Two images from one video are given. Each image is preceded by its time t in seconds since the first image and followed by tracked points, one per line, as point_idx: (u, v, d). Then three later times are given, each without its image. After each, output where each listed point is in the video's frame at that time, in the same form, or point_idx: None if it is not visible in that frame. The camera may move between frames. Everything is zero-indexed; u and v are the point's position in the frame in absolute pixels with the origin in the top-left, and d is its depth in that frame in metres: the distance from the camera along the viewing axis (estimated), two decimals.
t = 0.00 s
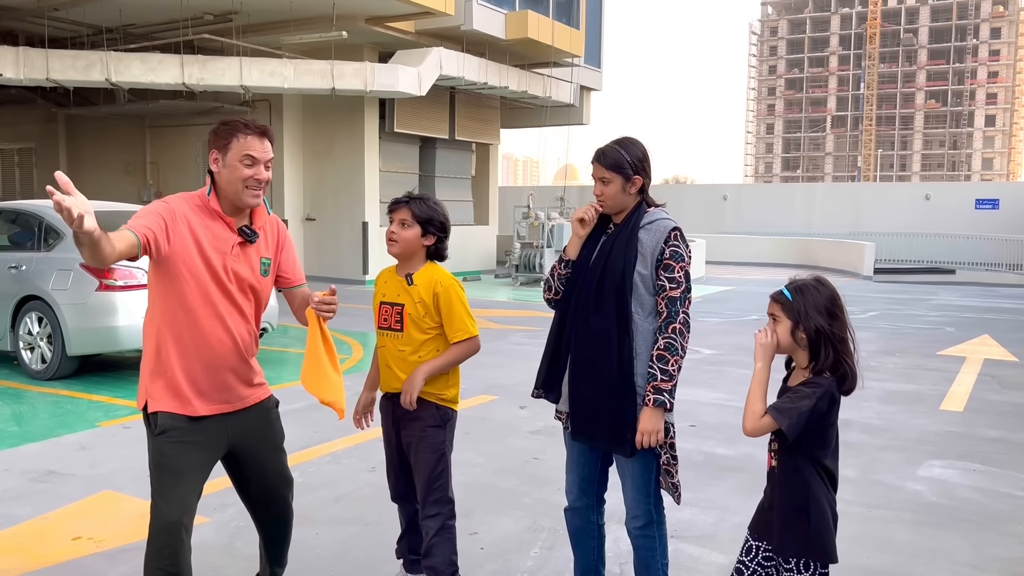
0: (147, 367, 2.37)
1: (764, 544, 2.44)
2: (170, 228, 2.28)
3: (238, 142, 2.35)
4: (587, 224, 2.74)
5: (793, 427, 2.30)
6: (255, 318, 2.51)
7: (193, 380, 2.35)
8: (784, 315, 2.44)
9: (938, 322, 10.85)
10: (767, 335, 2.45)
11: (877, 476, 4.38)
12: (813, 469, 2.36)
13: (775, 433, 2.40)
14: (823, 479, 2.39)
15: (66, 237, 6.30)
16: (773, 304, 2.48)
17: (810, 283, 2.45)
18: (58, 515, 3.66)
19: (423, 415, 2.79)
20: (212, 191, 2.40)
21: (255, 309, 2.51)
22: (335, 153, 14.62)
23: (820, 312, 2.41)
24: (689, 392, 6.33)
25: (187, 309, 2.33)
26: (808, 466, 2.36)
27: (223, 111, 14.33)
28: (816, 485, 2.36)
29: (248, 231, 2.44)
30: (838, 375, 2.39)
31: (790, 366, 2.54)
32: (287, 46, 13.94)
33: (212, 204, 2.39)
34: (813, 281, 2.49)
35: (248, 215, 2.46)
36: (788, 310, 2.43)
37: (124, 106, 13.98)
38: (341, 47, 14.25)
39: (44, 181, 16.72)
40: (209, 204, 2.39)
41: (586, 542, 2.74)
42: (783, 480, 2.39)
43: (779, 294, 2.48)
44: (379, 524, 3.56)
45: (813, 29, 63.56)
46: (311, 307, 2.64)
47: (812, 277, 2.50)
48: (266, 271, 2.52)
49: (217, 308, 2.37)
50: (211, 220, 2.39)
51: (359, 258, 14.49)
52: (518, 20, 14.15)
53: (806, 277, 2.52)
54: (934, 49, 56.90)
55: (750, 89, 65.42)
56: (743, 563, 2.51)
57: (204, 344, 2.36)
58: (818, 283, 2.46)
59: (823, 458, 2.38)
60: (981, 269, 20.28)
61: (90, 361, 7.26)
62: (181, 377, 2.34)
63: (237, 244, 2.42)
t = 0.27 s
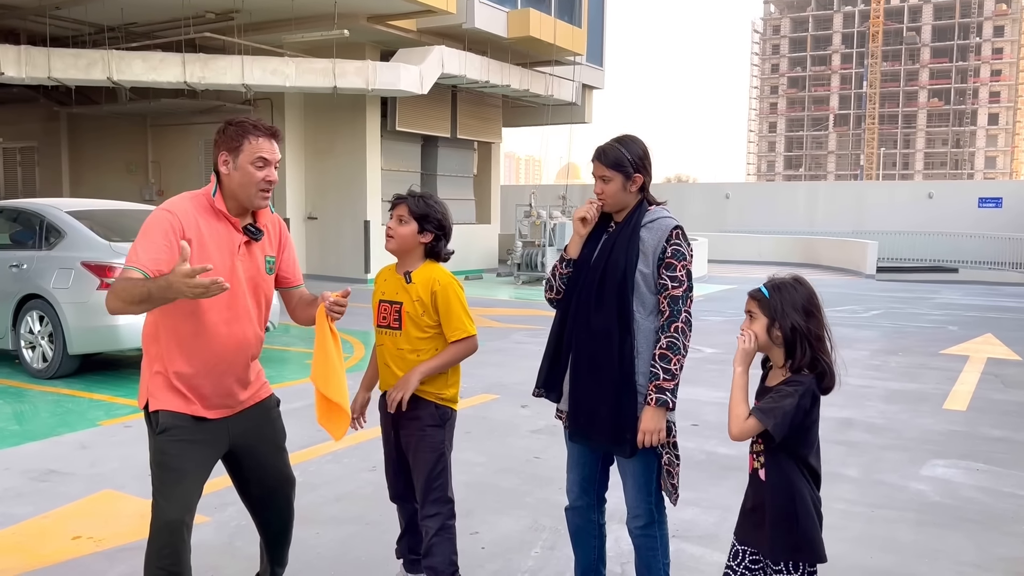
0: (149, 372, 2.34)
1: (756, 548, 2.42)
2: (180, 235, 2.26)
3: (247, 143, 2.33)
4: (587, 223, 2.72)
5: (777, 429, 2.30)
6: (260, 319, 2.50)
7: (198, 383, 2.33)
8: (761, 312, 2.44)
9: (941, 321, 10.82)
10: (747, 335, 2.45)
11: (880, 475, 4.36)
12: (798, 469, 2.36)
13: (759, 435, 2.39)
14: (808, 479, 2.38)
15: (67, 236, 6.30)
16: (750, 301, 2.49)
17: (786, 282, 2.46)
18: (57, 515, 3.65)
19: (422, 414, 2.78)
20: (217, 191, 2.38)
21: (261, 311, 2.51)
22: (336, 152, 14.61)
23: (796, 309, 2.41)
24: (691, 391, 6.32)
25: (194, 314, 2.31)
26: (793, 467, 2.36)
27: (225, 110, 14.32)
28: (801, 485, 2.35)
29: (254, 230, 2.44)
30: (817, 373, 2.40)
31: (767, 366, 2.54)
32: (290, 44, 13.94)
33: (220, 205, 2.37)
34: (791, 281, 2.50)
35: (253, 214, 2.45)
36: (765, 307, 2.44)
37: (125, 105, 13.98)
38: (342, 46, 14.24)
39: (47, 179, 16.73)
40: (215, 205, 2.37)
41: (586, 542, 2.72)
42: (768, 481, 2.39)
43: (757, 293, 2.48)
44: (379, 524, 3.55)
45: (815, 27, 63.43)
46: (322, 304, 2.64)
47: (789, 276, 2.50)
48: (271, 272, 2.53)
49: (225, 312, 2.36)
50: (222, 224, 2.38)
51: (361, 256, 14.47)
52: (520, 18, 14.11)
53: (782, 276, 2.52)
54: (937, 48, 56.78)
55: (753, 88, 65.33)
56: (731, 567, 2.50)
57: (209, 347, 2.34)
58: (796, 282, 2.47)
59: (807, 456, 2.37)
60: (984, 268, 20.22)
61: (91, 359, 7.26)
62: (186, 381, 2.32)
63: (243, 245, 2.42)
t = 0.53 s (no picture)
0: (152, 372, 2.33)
1: (716, 542, 2.41)
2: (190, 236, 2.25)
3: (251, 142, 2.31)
4: (588, 221, 2.72)
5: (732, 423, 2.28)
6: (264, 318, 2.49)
7: (202, 383, 2.32)
8: (730, 306, 2.43)
9: (946, 319, 10.79)
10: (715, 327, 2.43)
11: (884, 475, 4.34)
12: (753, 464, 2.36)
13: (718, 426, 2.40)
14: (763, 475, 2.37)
15: (70, 235, 6.30)
16: (722, 293, 2.47)
17: (760, 278, 2.43)
18: (59, 514, 3.65)
19: (424, 415, 2.77)
20: (222, 189, 2.36)
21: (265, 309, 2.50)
22: (339, 151, 14.61)
23: (765, 306, 2.38)
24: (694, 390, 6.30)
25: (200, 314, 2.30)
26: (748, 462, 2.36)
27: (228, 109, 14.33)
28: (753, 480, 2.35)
29: (257, 227, 2.43)
30: (780, 369, 2.38)
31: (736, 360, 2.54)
32: (293, 43, 13.94)
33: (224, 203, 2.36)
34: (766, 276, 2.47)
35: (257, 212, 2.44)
36: (735, 301, 2.42)
37: (129, 103, 14.00)
38: (345, 44, 14.23)
39: (51, 178, 16.77)
40: (220, 205, 2.36)
41: (589, 542, 2.71)
42: (726, 475, 2.38)
43: (728, 286, 2.46)
44: (381, 523, 3.54)
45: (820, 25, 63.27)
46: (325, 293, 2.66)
47: (764, 272, 2.47)
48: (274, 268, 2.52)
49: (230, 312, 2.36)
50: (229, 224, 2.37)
51: (365, 255, 14.47)
52: (524, 16, 14.08)
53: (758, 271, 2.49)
54: (942, 46, 56.60)
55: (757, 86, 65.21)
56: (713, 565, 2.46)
57: (213, 347, 2.33)
58: (770, 278, 2.44)
59: (765, 453, 2.37)
60: (989, 266, 20.15)
61: (94, 358, 7.26)
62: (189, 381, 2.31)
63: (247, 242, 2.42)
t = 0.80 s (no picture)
0: (156, 376, 2.31)
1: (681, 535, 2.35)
2: (191, 236, 2.24)
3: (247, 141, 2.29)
4: (591, 220, 2.70)
5: (707, 420, 2.21)
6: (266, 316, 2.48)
7: (207, 384, 2.31)
8: (716, 303, 2.37)
9: (952, 319, 10.74)
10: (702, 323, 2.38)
11: (890, 475, 4.31)
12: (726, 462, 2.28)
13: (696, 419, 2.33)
14: (736, 474, 2.30)
15: (76, 233, 6.31)
16: (709, 290, 2.42)
17: (748, 275, 2.37)
18: (63, 512, 3.65)
19: (429, 415, 2.76)
20: (220, 189, 2.34)
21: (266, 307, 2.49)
22: (345, 149, 14.61)
23: (750, 304, 2.32)
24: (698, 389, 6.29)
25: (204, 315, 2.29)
26: (721, 460, 2.28)
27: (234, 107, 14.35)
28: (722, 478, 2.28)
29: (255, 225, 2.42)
30: (761, 368, 2.30)
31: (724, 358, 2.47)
32: (298, 42, 13.96)
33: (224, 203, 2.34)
34: (755, 274, 2.40)
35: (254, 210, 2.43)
36: (721, 298, 2.36)
37: (135, 102, 14.04)
38: (350, 43, 14.24)
39: (57, 176, 16.82)
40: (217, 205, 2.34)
41: (593, 541, 2.69)
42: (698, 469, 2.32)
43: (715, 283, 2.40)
44: (385, 523, 3.53)
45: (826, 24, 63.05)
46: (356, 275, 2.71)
47: (752, 269, 2.40)
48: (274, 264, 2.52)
49: (234, 310, 2.35)
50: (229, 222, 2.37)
51: (370, 254, 14.48)
52: (529, 15, 14.05)
53: (747, 269, 2.42)
54: (948, 44, 56.35)
55: (763, 85, 65.05)
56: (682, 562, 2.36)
57: (217, 348, 2.31)
58: (758, 276, 2.37)
59: (742, 452, 2.29)
60: (996, 265, 20.05)
61: (99, 357, 7.28)
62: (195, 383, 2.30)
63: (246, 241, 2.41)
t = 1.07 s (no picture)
0: (167, 376, 2.25)
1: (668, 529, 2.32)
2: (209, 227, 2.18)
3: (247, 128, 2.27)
4: (596, 219, 2.69)
5: (686, 412, 2.17)
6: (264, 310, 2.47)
7: (221, 381, 2.29)
8: (712, 301, 2.30)
9: (960, 318, 10.70)
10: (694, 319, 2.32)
11: (897, 475, 4.29)
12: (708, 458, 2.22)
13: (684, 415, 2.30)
14: (720, 472, 2.22)
15: (82, 232, 6.33)
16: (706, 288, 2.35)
17: (744, 271, 2.28)
18: (68, 510, 3.66)
19: (434, 414, 2.75)
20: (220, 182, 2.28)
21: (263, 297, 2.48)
22: (351, 148, 14.63)
23: (744, 302, 2.23)
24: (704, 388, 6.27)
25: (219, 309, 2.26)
26: (701, 455, 2.22)
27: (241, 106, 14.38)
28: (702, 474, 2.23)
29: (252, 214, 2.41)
30: (750, 365, 2.21)
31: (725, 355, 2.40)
32: (304, 41, 13.98)
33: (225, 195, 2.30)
34: (750, 271, 2.31)
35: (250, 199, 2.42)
36: (716, 296, 2.29)
37: (142, 102, 14.09)
38: (357, 42, 14.25)
39: (65, 176, 16.90)
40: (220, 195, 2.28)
41: (598, 540, 2.69)
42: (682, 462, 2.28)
43: (712, 281, 2.33)
44: (389, 522, 3.53)
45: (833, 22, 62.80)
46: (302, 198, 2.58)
47: (752, 267, 2.31)
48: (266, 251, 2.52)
49: (242, 303, 2.33)
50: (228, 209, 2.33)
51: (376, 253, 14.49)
52: (535, 13, 14.03)
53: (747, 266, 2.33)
54: (957, 42, 56.06)
55: (770, 83, 64.88)
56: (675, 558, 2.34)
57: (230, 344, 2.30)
58: (753, 273, 2.28)
59: (728, 451, 2.21)
60: (1004, 265, 19.94)
61: (106, 355, 7.30)
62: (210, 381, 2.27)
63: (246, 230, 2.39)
